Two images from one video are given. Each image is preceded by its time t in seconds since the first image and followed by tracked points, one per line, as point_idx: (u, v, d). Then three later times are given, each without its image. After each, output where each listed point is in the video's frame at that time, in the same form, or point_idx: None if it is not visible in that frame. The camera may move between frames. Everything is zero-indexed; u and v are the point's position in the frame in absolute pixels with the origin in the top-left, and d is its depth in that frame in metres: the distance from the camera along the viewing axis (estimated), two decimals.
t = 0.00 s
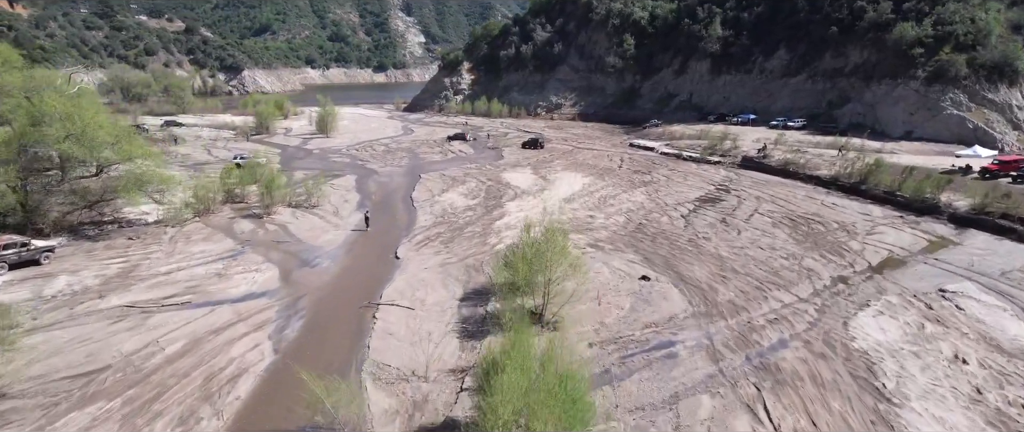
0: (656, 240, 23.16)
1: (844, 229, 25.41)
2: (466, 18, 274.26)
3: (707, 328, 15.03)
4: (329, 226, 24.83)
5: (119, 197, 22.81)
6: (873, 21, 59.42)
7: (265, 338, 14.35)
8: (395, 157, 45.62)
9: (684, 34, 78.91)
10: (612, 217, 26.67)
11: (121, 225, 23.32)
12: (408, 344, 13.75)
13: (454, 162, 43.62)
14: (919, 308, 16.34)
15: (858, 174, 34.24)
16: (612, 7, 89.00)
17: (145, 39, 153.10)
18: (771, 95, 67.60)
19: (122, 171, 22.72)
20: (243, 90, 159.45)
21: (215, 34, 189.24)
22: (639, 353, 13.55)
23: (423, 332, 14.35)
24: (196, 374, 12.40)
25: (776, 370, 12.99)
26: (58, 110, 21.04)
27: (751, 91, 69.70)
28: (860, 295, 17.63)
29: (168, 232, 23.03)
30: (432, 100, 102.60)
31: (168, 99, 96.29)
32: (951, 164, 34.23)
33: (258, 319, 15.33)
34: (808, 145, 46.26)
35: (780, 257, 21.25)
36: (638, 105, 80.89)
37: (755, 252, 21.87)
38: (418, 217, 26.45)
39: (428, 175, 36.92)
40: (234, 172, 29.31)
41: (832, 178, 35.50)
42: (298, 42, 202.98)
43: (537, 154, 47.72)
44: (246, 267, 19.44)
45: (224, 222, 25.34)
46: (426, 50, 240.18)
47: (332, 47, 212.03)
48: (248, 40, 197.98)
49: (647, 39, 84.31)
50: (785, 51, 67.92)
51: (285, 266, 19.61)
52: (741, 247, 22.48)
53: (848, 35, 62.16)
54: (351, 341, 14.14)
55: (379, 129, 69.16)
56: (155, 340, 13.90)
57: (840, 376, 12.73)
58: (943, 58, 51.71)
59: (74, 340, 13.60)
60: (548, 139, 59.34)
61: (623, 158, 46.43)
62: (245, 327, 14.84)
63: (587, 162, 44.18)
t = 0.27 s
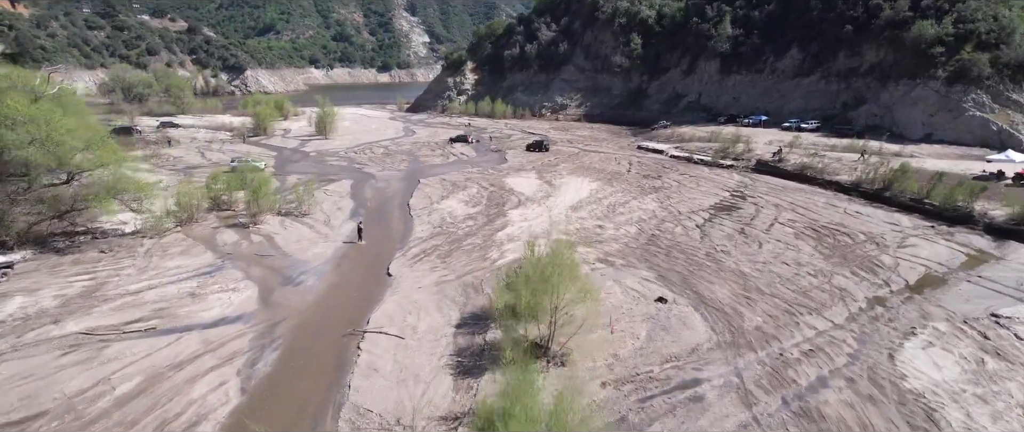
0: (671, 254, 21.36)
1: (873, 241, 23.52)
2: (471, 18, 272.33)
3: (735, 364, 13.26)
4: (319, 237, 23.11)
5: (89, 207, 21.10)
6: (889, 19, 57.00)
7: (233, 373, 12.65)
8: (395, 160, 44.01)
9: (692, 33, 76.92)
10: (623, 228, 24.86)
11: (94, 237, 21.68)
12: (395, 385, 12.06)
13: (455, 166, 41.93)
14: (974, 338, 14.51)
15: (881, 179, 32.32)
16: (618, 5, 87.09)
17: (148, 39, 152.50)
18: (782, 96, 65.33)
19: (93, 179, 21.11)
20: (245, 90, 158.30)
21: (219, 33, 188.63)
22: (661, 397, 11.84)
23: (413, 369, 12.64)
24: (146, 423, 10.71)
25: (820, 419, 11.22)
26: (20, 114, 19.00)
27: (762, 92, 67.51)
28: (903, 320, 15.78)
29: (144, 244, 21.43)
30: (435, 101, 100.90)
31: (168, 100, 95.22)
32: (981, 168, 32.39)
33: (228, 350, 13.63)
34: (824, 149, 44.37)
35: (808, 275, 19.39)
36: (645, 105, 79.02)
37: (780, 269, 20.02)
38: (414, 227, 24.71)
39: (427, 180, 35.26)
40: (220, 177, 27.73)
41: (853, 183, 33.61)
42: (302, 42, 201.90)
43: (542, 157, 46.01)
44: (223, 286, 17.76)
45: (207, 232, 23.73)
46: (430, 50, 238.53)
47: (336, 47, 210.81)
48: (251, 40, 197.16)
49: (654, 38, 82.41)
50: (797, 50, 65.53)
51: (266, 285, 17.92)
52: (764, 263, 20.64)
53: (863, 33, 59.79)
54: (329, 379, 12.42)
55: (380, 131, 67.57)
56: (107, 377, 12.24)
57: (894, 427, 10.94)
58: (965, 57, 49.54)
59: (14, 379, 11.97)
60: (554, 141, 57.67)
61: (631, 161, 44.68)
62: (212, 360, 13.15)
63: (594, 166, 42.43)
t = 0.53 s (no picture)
0: (688, 272, 19.54)
1: (907, 255, 21.62)
2: (476, 18, 270.60)
3: (773, 411, 11.52)
4: (306, 251, 21.41)
5: (54, 218, 19.50)
6: (907, 18, 54.73)
7: (191, 422, 10.97)
8: (394, 164, 42.35)
9: (701, 33, 75.01)
10: (634, 240, 23.03)
11: (62, 250, 20.12)
12: None
13: (456, 170, 40.23)
14: None
15: (907, 186, 30.36)
16: (625, 4, 85.23)
17: (149, 39, 151.83)
18: (795, 97, 62.79)
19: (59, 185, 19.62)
20: (247, 90, 156.99)
21: (221, 33, 187.75)
22: None
23: (399, 419, 10.93)
24: None
25: None
26: None
27: (773, 92, 65.19)
28: (956, 352, 14.02)
29: (115, 258, 19.83)
30: (437, 101, 99.22)
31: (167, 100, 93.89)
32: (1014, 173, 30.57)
33: (189, 391, 11.94)
34: (841, 153, 42.41)
35: (842, 296, 17.52)
36: (652, 106, 77.14)
37: (809, 289, 18.17)
38: (409, 239, 22.97)
39: (425, 186, 33.57)
40: (205, 184, 26.14)
41: (877, 189, 31.71)
42: (305, 42, 200.84)
43: (547, 161, 44.22)
44: (195, 308, 16.07)
45: (187, 245, 22.10)
46: (435, 50, 237.03)
47: (339, 47, 209.54)
48: (254, 40, 196.29)
49: (661, 38, 80.63)
50: (809, 50, 63.08)
51: (243, 308, 16.24)
52: (791, 282, 18.78)
53: (879, 33, 57.47)
54: None
55: (380, 133, 65.95)
56: (41, 428, 10.56)
57: None
58: (989, 57, 47.42)
59: None
60: (559, 143, 55.90)
61: (640, 166, 42.87)
62: (170, 404, 11.48)
63: (601, 170, 40.60)
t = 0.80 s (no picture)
0: (707, 293, 17.75)
1: (946, 273, 19.74)
2: (480, 19, 269.13)
3: None
4: (290, 268, 19.73)
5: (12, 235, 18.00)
6: (926, 17, 52.33)
7: None
8: (394, 169, 40.72)
9: (709, 33, 73.08)
10: (646, 257, 21.21)
11: (24, 267, 18.58)
12: None
13: (457, 175, 38.53)
14: None
15: (936, 194, 28.40)
16: (631, 4, 83.37)
17: (151, 40, 151.26)
18: (807, 100, 60.37)
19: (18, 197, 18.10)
20: (249, 91, 155.90)
21: (225, 34, 187.19)
22: None
23: None
24: None
25: None
26: None
27: (785, 95, 63.03)
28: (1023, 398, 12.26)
29: (81, 275, 18.22)
30: (440, 103, 97.66)
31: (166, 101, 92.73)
32: None
33: None
34: (860, 158, 40.50)
35: (881, 323, 15.70)
36: (660, 109, 75.29)
37: (844, 315, 16.34)
38: (403, 254, 21.27)
39: (423, 194, 31.86)
40: (187, 192, 24.55)
41: (903, 197, 29.79)
42: (309, 43, 199.93)
43: (552, 166, 42.45)
44: (159, 337, 14.42)
45: (162, 260, 20.49)
46: (439, 51, 235.52)
47: (343, 48, 208.52)
48: (258, 41, 195.58)
49: (668, 38, 78.86)
50: (822, 51, 60.79)
51: (213, 338, 14.56)
52: (823, 306, 16.94)
53: (896, 33, 55.13)
54: None
55: (381, 135, 64.38)
56: None
57: None
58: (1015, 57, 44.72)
59: None
60: (564, 147, 54.17)
61: (648, 171, 41.12)
62: None
63: (608, 176, 38.79)
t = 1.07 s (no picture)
0: (730, 322, 15.93)
1: (991, 295, 17.83)
2: (483, 21, 267.89)
3: None
4: (268, 290, 17.96)
5: None
6: (942, 17, 49.98)
7: None
8: (390, 176, 39.07)
9: (716, 34, 71.25)
10: (659, 276, 19.38)
11: None
12: None
13: (456, 182, 36.80)
14: None
15: (967, 205, 26.41)
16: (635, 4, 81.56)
17: (151, 42, 150.27)
18: (818, 103, 58.35)
19: None
20: (250, 92, 154.63)
21: (226, 36, 186.22)
22: None
23: None
24: None
25: None
26: None
27: (795, 97, 61.11)
28: None
29: (37, 299, 16.53)
30: (441, 105, 96.04)
31: (163, 103, 91.45)
32: None
33: None
34: (879, 164, 38.63)
35: (930, 359, 13.84)
36: (665, 111, 73.50)
37: (886, 347, 14.49)
38: (394, 273, 19.49)
39: (419, 203, 30.16)
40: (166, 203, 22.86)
41: (930, 207, 27.87)
42: (310, 44, 198.71)
43: (555, 172, 40.72)
44: (110, 376, 12.67)
45: (130, 280, 18.74)
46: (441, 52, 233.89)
47: (345, 49, 207.24)
48: (259, 43, 194.55)
49: (674, 39, 77.17)
50: (834, 52, 58.88)
51: (171, 377, 12.79)
52: (860, 336, 15.09)
53: (911, 34, 52.96)
54: None
55: (379, 139, 62.77)
56: None
57: None
58: None
59: None
60: (567, 151, 52.50)
61: (656, 178, 39.38)
62: None
63: (614, 183, 37.03)
